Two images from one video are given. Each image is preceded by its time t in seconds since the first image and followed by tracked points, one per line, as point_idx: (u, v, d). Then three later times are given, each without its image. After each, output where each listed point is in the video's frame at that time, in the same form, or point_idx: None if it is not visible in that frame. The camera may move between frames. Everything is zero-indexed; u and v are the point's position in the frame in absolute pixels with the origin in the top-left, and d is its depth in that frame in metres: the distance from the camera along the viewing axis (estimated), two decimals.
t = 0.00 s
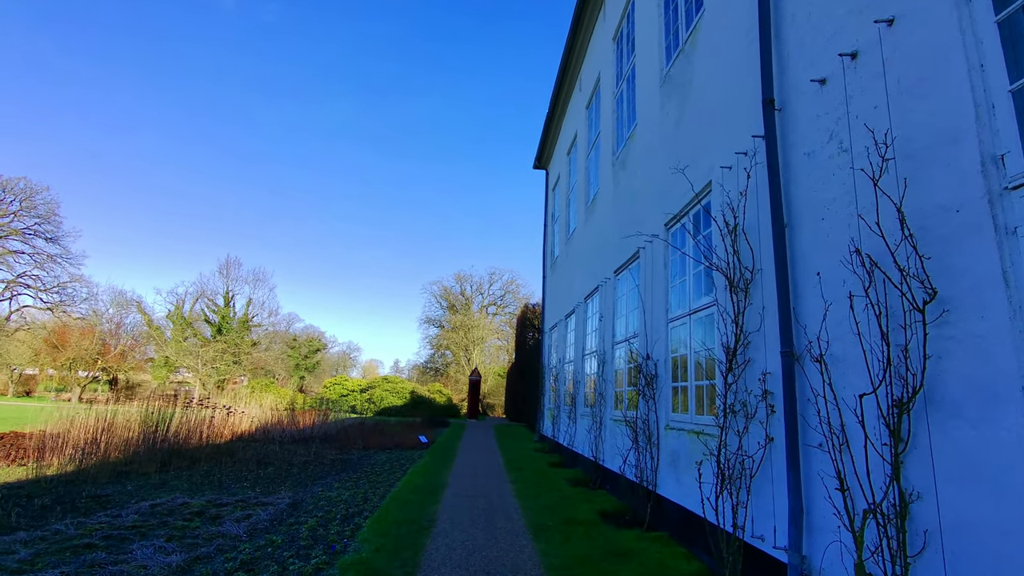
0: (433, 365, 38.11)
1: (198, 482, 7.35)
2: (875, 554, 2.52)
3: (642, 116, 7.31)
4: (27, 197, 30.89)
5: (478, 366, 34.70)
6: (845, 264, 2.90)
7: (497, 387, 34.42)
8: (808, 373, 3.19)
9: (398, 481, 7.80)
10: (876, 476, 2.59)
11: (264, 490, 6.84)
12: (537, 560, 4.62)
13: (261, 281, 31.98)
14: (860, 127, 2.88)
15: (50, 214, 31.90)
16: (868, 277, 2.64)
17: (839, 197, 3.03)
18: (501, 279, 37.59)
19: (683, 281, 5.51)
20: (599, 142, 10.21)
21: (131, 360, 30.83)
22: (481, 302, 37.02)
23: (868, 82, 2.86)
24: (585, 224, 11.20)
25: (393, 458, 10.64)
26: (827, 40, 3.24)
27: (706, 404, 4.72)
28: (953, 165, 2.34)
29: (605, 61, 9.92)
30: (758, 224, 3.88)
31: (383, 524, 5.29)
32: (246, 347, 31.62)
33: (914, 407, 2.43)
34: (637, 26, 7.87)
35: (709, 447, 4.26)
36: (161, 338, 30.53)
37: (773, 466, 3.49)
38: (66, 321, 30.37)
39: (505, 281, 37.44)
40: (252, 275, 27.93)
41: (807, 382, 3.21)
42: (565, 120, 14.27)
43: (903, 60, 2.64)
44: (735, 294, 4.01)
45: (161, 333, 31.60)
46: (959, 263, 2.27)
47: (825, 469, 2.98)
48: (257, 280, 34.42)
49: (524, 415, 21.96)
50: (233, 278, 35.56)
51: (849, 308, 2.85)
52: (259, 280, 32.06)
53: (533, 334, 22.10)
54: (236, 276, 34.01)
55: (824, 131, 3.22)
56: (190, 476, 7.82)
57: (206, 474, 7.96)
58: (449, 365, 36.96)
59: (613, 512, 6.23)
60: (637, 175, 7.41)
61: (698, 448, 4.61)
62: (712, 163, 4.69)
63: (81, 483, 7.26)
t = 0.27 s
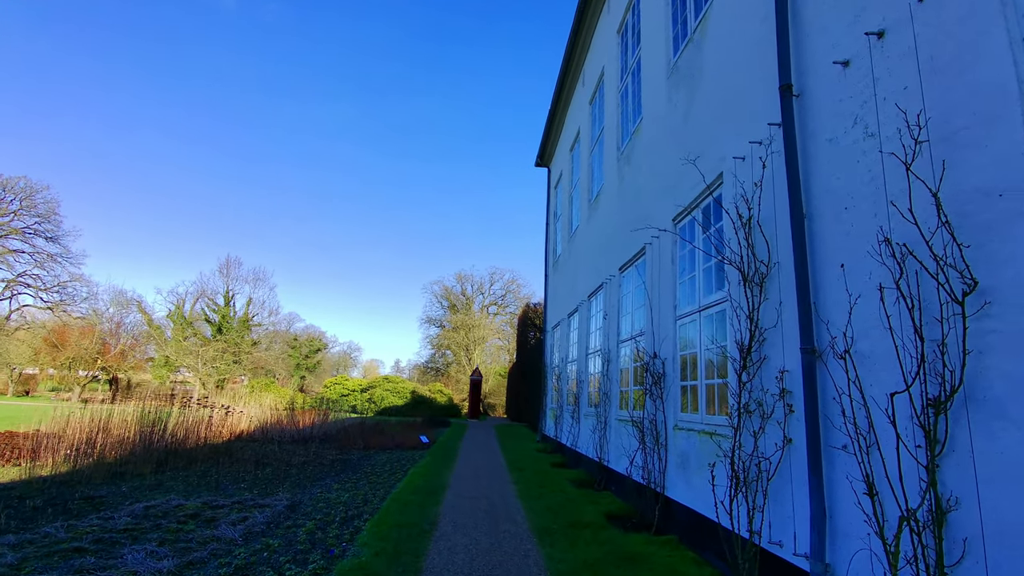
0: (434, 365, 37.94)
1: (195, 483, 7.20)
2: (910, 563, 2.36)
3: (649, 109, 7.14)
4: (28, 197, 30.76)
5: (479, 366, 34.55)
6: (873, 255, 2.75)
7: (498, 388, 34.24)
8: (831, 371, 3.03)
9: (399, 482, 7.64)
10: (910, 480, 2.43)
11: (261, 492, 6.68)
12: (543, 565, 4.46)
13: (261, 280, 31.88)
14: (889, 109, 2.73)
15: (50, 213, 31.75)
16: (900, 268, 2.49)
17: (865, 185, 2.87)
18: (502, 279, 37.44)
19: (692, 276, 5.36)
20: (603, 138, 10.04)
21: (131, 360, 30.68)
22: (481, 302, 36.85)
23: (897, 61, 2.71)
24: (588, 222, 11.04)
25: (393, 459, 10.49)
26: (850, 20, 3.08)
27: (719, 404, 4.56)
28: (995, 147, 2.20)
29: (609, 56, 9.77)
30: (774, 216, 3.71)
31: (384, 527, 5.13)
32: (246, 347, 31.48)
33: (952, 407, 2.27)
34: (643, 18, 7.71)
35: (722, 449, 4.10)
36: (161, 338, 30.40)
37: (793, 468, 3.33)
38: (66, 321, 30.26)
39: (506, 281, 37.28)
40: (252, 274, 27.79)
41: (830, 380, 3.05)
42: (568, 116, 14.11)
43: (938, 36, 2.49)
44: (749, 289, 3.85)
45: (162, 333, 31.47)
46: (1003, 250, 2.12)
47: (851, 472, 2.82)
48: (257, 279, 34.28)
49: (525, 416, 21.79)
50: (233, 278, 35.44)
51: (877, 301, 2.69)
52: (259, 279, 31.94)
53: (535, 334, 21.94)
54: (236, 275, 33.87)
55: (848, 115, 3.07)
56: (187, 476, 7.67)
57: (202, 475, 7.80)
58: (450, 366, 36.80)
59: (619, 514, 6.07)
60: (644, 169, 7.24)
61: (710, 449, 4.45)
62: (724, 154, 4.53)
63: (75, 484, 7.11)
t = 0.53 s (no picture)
0: (433, 364, 37.76)
1: (190, 486, 7.04)
2: None
3: (654, 104, 6.97)
4: (26, 195, 30.58)
5: (479, 366, 34.39)
6: (903, 249, 2.59)
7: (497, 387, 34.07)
8: (855, 374, 2.87)
9: (398, 485, 7.46)
10: (946, 491, 2.27)
11: (257, 495, 6.52)
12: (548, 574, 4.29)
13: (260, 280, 31.71)
14: (921, 96, 2.57)
15: (49, 212, 31.55)
16: (934, 263, 2.34)
17: (894, 176, 2.72)
18: (502, 279, 37.29)
19: (701, 274, 5.20)
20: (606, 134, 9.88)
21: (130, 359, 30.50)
22: (481, 302, 36.68)
23: (930, 44, 2.56)
24: (591, 220, 10.89)
25: (393, 460, 10.33)
26: (876, 2, 2.93)
27: (730, 407, 4.42)
28: None
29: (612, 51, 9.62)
30: (790, 211, 3.56)
31: (383, 533, 4.98)
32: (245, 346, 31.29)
33: (993, 412, 2.12)
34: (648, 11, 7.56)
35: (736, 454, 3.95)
36: (161, 337, 30.25)
37: (812, 475, 3.17)
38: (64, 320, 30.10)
39: (506, 281, 37.11)
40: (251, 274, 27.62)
41: (853, 382, 2.89)
42: (569, 114, 13.96)
43: (975, 17, 2.34)
44: (763, 287, 3.70)
45: (160, 332, 31.28)
46: None
47: (879, 481, 2.67)
48: (256, 279, 34.11)
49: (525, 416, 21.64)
50: (232, 277, 35.29)
51: (908, 299, 2.54)
52: (258, 279, 31.75)
53: (535, 333, 21.78)
54: (235, 274, 33.68)
55: (873, 103, 2.91)
56: (183, 479, 7.52)
57: (198, 477, 7.64)
58: (449, 365, 36.65)
59: (624, 520, 5.91)
60: (649, 165, 7.08)
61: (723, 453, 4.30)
62: (736, 147, 4.37)
63: (66, 487, 6.95)
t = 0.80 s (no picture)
0: (433, 364, 37.55)
1: (183, 488, 6.88)
2: None
3: (658, 97, 6.81)
4: (24, 194, 30.36)
5: (478, 366, 34.21)
6: (931, 238, 2.44)
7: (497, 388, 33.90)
8: (877, 371, 2.72)
9: (396, 486, 7.30)
10: (981, 496, 2.12)
11: (251, 497, 6.37)
12: None
13: (258, 279, 31.51)
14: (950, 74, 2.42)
15: (46, 210, 31.30)
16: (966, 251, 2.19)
17: (921, 160, 2.56)
18: (501, 279, 37.12)
19: (708, 269, 5.04)
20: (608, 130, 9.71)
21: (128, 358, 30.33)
22: (480, 302, 36.50)
23: (960, 19, 2.40)
24: (592, 217, 10.72)
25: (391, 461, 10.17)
26: None
27: (739, 406, 4.27)
28: None
29: (614, 45, 9.47)
30: (804, 201, 3.40)
31: (379, 536, 4.82)
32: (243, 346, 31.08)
33: None
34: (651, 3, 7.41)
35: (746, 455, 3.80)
36: (158, 337, 30.08)
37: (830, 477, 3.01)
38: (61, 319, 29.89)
39: (505, 281, 36.94)
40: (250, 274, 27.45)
41: (874, 380, 2.74)
42: (570, 111, 13.81)
43: None
44: (776, 281, 3.54)
45: (158, 332, 31.07)
46: None
47: (905, 484, 2.51)
48: (255, 278, 33.91)
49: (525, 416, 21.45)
50: (230, 276, 35.11)
51: (937, 291, 2.39)
52: (256, 278, 31.56)
53: (535, 333, 21.61)
54: (234, 274, 33.48)
55: (896, 84, 2.76)
56: (175, 480, 7.37)
57: (191, 478, 7.49)
58: (449, 365, 36.49)
59: (627, 522, 5.76)
60: (653, 159, 6.92)
61: (732, 454, 4.15)
62: (746, 137, 4.22)
63: (55, 488, 6.80)
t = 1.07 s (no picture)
0: (433, 364, 37.39)
1: (173, 489, 6.71)
2: None
3: (660, 87, 6.63)
4: (21, 193, 30.19)
5: (478, 365, 34.05)
6: (960, 222, 2.27)
7: (497, 386, 33.71)
8: (898, 366, 2.55)
9: (392, 486, 7.13)
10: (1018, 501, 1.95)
11: (243, 498, 6.21)
12: None
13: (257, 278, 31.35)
14: (981, 46, 2.25)
15: (44, 209, 31.14)
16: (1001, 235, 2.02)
17: (947, 140, 2.39)
18: (501, 278, 36.95)
19: (713, 262, 4.87)
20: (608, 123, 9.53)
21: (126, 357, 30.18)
22: (480, 301, 36.33)
23: None
24: (593, 212, 10.54)
25: (388, 460, 10.00)
26: None
27: (746, 404, 4.10)
28: None
29: (614, 36, 9.30)
30: (816, 188, 3.23)
31: (372, 538, 4.66)
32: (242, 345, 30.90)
33: None
34: None
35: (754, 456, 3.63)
36: (156, 336, 29.94)
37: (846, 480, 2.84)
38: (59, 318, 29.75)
39: (505, 280, 36.77)
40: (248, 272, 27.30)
41: (894, 375, 2.57)
42: (569, 106, 13.65)
43: None
44: (787, 273, 3.37)
45: (157, 331, 30.91)
46: None
47: (931, 486, 2.34)
48: (253, 276, 33.74)
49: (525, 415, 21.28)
50: (229, 275, 34.95)
51: (967, 279, 2.22)
52: (255, 277, 31.40)
53: (535, 331, 21.44)
54: (232, 273, 33.30)
55: (918, 60, 2.59)
56: (165, 481, 7.19)
57: (182, 479, 7.31)
58: (449, 364, 36.32)
59: (629, 524, 5.59)
60: (655, 151, 6.75)
61: (739, 454, 3.98)
62: (753, 123, 4.04)
63: (42, 489, 6.64)
